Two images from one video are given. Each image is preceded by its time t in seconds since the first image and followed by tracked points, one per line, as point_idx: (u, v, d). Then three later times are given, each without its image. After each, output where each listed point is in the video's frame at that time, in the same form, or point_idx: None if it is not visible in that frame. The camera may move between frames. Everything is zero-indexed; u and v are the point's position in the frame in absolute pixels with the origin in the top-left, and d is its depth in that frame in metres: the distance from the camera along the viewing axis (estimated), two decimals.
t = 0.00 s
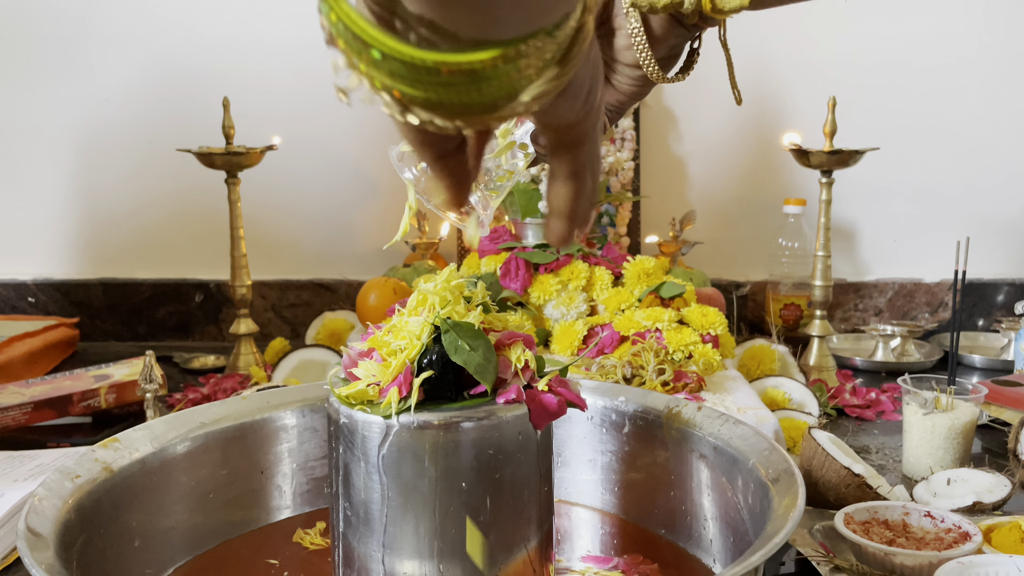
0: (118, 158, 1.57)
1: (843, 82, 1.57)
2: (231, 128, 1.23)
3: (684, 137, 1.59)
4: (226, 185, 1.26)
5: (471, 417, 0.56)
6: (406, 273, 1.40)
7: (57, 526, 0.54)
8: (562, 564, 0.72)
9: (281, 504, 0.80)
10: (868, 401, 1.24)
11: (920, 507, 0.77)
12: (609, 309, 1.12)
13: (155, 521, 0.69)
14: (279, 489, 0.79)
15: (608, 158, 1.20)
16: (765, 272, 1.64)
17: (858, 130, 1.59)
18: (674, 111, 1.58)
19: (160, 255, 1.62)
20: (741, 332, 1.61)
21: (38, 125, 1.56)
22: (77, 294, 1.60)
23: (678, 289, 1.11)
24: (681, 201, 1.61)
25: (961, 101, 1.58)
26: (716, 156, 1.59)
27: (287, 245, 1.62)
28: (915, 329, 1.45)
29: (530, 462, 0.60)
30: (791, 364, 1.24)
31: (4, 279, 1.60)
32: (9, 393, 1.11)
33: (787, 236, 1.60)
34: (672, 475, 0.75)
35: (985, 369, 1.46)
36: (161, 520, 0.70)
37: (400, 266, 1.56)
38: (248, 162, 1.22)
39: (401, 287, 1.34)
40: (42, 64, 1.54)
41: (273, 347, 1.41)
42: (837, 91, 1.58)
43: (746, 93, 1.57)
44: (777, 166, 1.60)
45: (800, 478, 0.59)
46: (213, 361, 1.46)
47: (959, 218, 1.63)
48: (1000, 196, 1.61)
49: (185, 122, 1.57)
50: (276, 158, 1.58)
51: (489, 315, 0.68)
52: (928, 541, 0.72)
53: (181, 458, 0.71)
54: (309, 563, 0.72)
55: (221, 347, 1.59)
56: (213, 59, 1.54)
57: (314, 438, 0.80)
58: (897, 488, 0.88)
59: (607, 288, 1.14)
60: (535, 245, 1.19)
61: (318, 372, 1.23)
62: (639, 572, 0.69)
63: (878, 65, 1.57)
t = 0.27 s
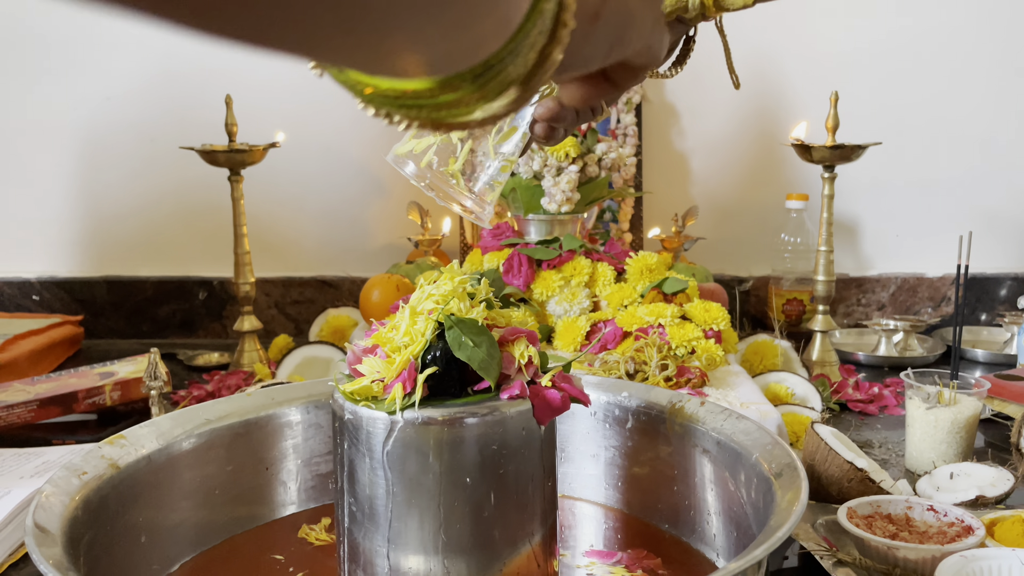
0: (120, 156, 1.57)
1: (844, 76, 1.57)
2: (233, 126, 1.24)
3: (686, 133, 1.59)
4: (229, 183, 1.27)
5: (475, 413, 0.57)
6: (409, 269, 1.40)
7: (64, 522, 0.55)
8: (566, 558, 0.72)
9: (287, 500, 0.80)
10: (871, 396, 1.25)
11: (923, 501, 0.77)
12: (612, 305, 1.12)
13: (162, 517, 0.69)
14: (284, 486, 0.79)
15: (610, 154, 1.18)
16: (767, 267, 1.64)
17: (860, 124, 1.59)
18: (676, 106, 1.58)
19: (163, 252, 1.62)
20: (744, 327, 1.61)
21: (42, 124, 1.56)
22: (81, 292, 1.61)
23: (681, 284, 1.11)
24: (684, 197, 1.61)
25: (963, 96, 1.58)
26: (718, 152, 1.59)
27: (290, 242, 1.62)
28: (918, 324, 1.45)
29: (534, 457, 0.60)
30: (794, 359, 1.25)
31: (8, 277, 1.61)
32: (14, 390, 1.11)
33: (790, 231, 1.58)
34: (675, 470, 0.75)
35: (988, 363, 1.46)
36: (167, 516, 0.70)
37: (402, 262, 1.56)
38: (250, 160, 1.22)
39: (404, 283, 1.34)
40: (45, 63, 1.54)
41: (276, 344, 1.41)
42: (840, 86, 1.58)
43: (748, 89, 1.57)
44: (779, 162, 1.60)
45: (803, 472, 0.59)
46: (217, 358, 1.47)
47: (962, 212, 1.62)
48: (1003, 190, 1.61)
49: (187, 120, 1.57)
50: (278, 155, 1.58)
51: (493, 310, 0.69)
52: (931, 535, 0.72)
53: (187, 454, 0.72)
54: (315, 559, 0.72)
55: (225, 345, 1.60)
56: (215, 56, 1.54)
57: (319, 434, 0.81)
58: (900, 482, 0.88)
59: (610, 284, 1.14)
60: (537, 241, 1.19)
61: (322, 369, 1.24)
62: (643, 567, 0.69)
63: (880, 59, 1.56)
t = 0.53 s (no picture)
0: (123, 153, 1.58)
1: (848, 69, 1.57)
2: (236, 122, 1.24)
3: (688, 127, 1.58)
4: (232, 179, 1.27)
5: (479, 407, 0.57)
6: (412, 264, 1.40)
7: (70, 518, 0.55)
8: (570, 551, 0.73)
9: (292, 495, 0.80)
10: (874, 389, 1.25)
11: (927, 494, 0.77)
12: (615, 299, 1.12)
13: (168, 512, 0.70)
14: (288, 480, 0.80)
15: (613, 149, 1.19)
16: (770, 260, 1.64)
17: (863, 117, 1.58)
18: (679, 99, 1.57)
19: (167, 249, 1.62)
20: (747, 321, 1.61)
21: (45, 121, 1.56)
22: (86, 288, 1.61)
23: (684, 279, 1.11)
24: (686, 190, 1.61)
25: (966, 88, 1.57)
26: (720, 145, 1.59)
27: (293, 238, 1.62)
28: (922, 316, 1.45)
29: (537, 451, 0.60)
30: (797, 353, 1.24)
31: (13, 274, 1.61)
32: (20, 386, 1.11)
33: (793, 224, 1.60)
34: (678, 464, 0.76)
35: (991, 356, 1.45)
36: (173, 511, 0.70)
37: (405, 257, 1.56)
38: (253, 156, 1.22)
39: (407, 279, 1.34)
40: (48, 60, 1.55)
41: (280, 339, 1.42)
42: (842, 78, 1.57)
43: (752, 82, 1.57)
44: (781, 155, 1.59)
45: (806, 465, 0.59)
46: (221, 354, 1.47)
47: (966, 205, 1.62)
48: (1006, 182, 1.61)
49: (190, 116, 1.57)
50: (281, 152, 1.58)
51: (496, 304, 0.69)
52: (934, 528, 0.72)
53: (192, 450, 0.72)
54: (320, 553, 0.72)
55: (230, 340, 1.60)
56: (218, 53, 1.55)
57: (323, 429, 0.81)
58: (903, 475, 0.88)
59: (613, 279, 1.14)
60: (540, 235, 1.19)
61: (326, 364, 1.24)
62: (647, 560, 0.69)
63: (883, 52, 1.56)
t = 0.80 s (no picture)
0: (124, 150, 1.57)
1: (851, 62, 1.56)
2: (238, 118, 1.24)
3: (691, 120, 1.58)
4: (235, 175, 1.27)
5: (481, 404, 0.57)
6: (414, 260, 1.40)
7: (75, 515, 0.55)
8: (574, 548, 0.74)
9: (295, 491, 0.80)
10: (877, 383, 1.24)
11: (931, 488, 0.77)
12: (618, 295, 1.12)
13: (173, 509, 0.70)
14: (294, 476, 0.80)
15: (615, 143, 1.19)
16: (774, 255, 1.63)
17: (866, 110, 1.58)
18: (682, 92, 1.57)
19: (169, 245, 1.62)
20: (751, 316, 1.61)
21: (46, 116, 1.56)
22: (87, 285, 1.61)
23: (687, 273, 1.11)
24: (689, 184, 1.60)
25: (970, 80, 1.57)
26: (723, 139, 1.59)
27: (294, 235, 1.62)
28: (925, 310, 1.45)
29: (540, 447, 0.60)
30: (801, 347, 1.24)
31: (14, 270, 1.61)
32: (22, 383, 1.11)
33: (796, 219, 1.59)
34: (682, 459, 0.75)
35: (996, 350, 1.45)
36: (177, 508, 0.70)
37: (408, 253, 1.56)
38: (256, 152, 1.22)
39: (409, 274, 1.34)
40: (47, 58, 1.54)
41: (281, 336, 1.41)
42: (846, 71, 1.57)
43: (755, 76, 1.56)
44: (784, 149, 1.59)
45: (810, 460, 0.59)
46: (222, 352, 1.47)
47: (969, 198, 1.61)
48: (1010, 175, 1.60)
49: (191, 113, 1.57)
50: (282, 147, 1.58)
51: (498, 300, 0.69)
52: (938, 522, 0.72)
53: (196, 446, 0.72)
54: (323, 549, 0.72)
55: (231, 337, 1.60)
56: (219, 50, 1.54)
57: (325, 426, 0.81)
58: (907, 469, 0.88)
59: (615, 274, 1.14)
60: (543, 231, 1.19)
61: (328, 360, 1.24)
62: (650, 556, 0.70)
63: (887, 44, 1.55)
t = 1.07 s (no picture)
0: (127, 146, 1.58)
1: (854, 54, 1.56)
2: (240, 113, 1.24)
3: (693, 114, 1.58)
4: (237, 170, 1.27)
5: (486, 396, 0.57)
6: (418, 255, 1.40)
7: (80, 509, 0.55)
8: (578, 540, 0.73)
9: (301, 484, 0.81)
10: (881, 375, 1.24)
11: (934, 480, 0.77)
12: (620, 288, 1.12)
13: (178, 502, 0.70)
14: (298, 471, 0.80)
15: (618, 137, 1.18)
16: (776, 248, 1.63)
17: (869, 103, 1.57)
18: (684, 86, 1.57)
19: (173, 240, 1.63)
20: (753, 309, 1.61)
21: (50, 113, 1.57)
22: (92, 281, 1.62)
23: (690, 267, 1.11)
24: (691, 178, 1.60)
25: (974, 72, 1.56)
26: (725, 132, 1.58)
27: (298, 230, 1.62)
28: (928, 303, 1.45)
29: (545, 440, 0.60)
30: (804, 340, 1.24)
31: (20, 266, 1.62)
32: (28, 377, 1.12)
33: (799, 211, 1.59)
34: (685, 451, 0.76)
35: (999, 342, 1.45)
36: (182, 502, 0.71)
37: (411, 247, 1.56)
38: (258, 147, 1.22)
39: (412, 269, 1.34)
40: (50, 54, 1.55)
41: (286, 331, 1.42)
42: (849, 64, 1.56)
43: (757, 69, 1.56)
44: (787, 142, 1.59)
45: (813, 452, 0.59)
46: (228, 345, 1.48)
47: (973, 190, 1.61)
48: (1014, 167, 1.60)
49: (194, 108, 1.57)
50: (285, 142, 1.58)
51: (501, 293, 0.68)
52: (942, 514, 0.72)
53: (200, 440, 0.72)
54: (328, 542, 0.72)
55: (236, 332, 1.61)
56: (221, 45, 1.55)
57: (330, 419, 0.81)
58: (911, 461, 0.88)
59: (618, 267, 1.14)
60: (545, 225, 1.19)
61: (332, 355, 1.24)
62: (654, 548, 0.70)
63: (890, 36, 1.54)
